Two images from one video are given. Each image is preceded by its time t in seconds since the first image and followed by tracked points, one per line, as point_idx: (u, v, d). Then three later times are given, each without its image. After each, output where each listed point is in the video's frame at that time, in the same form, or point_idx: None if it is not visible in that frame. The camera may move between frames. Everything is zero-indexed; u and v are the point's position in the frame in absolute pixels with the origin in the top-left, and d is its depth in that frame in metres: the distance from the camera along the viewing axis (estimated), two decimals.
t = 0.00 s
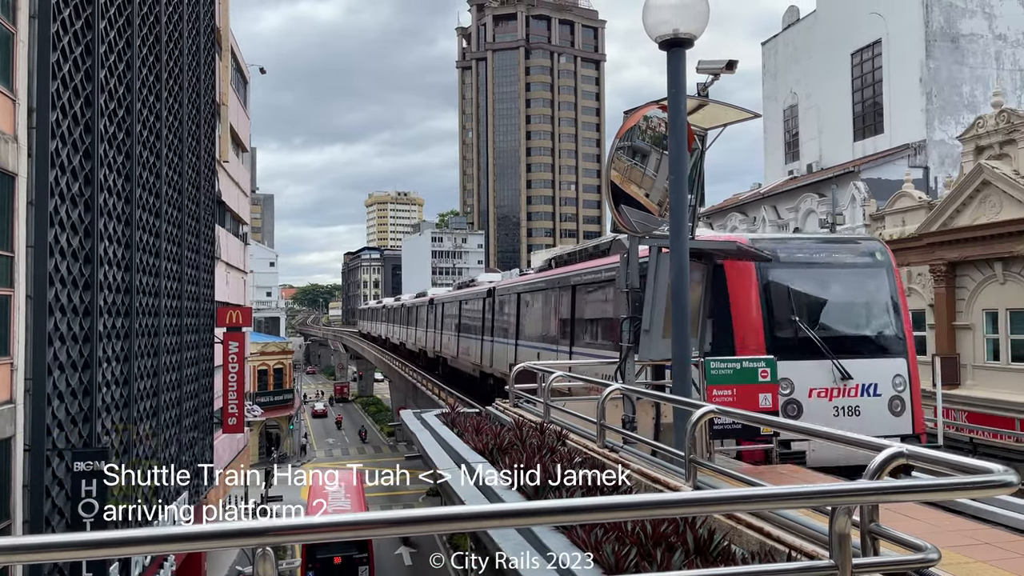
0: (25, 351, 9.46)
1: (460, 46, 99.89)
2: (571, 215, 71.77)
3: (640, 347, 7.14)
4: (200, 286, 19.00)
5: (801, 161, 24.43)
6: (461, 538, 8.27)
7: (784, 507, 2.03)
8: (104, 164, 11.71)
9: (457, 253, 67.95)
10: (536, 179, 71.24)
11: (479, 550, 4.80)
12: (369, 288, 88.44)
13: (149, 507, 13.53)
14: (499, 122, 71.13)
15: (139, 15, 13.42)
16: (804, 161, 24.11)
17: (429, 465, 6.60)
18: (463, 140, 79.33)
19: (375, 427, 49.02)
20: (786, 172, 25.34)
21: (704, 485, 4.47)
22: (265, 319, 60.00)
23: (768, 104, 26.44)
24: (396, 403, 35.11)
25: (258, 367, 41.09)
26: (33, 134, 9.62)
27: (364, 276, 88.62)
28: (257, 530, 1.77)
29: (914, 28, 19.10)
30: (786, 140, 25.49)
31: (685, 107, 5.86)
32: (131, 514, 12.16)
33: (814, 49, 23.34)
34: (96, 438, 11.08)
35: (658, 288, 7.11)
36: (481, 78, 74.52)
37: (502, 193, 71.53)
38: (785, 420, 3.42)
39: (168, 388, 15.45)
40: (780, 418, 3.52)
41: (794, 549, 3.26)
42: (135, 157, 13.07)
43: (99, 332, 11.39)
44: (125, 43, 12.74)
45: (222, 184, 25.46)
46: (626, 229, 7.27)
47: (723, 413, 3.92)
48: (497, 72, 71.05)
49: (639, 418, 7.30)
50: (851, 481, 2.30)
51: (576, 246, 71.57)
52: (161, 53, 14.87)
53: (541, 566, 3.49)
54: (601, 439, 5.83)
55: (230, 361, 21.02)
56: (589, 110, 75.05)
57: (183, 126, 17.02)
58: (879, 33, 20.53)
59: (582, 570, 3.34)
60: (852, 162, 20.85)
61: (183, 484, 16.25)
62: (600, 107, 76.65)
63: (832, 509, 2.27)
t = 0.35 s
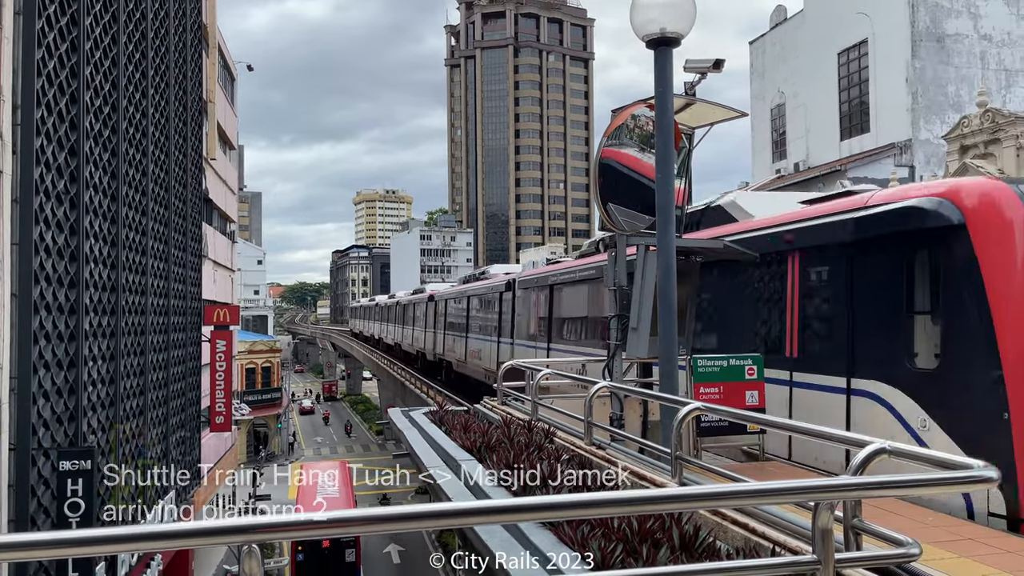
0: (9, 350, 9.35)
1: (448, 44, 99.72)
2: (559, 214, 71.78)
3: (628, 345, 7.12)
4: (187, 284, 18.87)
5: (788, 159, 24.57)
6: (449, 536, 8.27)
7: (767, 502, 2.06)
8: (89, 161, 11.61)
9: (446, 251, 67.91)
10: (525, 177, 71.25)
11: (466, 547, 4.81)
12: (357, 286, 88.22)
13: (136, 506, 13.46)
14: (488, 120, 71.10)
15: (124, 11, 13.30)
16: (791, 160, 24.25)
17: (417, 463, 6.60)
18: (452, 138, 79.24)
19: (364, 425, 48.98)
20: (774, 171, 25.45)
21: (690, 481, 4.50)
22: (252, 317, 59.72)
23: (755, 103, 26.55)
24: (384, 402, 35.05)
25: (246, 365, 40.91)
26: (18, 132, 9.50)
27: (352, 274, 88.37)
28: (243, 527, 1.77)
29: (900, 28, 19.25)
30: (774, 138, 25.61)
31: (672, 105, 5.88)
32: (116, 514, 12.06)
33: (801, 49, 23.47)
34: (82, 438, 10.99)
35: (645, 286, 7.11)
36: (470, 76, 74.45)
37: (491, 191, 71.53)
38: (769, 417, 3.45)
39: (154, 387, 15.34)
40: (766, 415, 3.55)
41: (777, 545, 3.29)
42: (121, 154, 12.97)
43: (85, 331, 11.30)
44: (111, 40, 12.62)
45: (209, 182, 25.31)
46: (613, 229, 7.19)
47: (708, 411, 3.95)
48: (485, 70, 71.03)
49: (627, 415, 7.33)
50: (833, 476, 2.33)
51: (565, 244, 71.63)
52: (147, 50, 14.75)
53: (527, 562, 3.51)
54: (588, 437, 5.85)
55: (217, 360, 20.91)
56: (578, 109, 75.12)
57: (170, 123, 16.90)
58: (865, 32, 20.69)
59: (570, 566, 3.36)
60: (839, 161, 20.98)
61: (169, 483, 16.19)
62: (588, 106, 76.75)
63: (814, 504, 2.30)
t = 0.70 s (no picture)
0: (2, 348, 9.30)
1: (442, 40, 99.50)
2: (553, 211, 71.77)
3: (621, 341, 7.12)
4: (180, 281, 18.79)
5: (781, 157, 24.61)
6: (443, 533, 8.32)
7: (758, 496, 2.07)
8: (82, 158, 11.54)
9: (440, 249, 67.82)
10: (519, 174, 71.24)
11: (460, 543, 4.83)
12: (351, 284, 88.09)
13: (129, 504, 13.44)
14: (482, 117, 71.04)
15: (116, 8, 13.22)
16: (784, 157, 24.29)
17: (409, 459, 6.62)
18: (446, 135, 79.16)
19: (358, 423, 49.02)
20: (767, 168, 25.47)
21: (681, 477, 4.53)
22: (246, 315, 59.67)
23: (749, 101, 26.52)
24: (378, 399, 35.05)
25: (240, 363, 40.82)
26: (9, 129, 9.44)
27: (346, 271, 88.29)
28: (237, 521, 1.78)
29: (893, 25, 19.31)
30: (768, 136, 25.64)
31: (665, 102, 5.90)
32: (108, 513, 12.06)
33: (795, 46, 23.49)
34: (75, 435, 10.98)
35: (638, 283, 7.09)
36: (464, 74, 74.39)
37: (485, 189, 71.53)
38: (763, 414, 3.46)
39: (147, 384, 15.28)
40: (760, 412, 3.56)
41: (768, 540, 3.32)
42: (113, 151, 12.90)
43: (77, 329, 11.25)
44: (103, 36, 12.54)
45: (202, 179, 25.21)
46: (607, 226, 7.19)
47: (701, 407, 3.97)
48: (479, 67, 70.99)
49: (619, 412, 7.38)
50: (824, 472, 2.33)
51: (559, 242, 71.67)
52: (139, 46, 14.65)
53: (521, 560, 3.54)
54: (581, 433, 5.87)
55: (210, 357, 20.87)
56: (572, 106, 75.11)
57: (163, 121, 16.82)
58: (858, 30, 20.74)
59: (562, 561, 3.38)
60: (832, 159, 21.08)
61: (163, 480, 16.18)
62: (583, 103, 76.72)
63: (803, 498, 2.30)
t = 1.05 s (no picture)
0: None
1: (439, 37, 99.36)
2: (551, 207, 71.77)
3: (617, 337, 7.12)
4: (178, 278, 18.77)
5: (778, 153, 24.61)
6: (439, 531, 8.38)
7: (750, 492, 2.09)
8: (78, 154, 11.53)
9: (437, 246, 67.78)
10: (516, 171, 71.25)
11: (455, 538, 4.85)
12: (349, 281, 88.06)
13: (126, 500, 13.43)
14: (479, 114, 70.96)
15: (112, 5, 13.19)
16: (781, 153, 24.30)
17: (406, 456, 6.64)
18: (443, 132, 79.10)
19: (355, 419, 49.11)
20: (764, 165, 25.50)
21: (677, 472, 4.55)
22: (243, 312, 59.66)
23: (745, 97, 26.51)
24: (376, 397, 35.09)
25: (236, 360, 40.79)
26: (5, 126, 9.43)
27: (343, 268, 88.28)
28: (233, 517, 1.79)
29: (890, 21, 19.33)
30: (764, 132, 25.65)
31: (661, 98, 5.90)
32: (106, 510, 12.05)
33: (792, 43, 23.49)
34: (72, 432, 10.98)
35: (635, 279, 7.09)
36: (460, 70, 74.32)
37: (482, 185, 71.50)
38: (760, 410, 3.46)
39: (144, 381, 15.27)
40: (756, 407, 3.57)
41: (763, 534, 3.33)
42: (109, 147, 12.87)
43: (74, 325, 11.24)
44: (98, 32, 12.52)
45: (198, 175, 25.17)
46: (604, 223, 7.20)
47: (697, 402, 3.98)
48: (476, 64, 70.94)
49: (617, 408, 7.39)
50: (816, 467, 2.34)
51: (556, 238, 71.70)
52: (135, 43, 14.61)
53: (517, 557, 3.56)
54: (577, 429, 5.89)
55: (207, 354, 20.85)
56: (569, 103, 75.06)
57: (159, 118, 16.79)
58: (855, 26, 20.76)
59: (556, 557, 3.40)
60: (828, 155, 21.13)
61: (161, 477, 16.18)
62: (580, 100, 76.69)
63: (797, 493, 2.32)
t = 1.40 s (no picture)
0: None
1: (436, 33, 99.11)
2: (549, 204, 71.70)
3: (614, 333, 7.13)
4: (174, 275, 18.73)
5: (775, 149, 24.60)
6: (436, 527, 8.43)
7: (745, 486, 2.10)
8: (74, 152, 11.51)
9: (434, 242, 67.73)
10: (513, 168, 71.21)
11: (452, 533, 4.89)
12: (346, 278, 88.02)
13: (122, 497, 13.43)
14: (476, 110, 70.88)
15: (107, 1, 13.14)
16: (778, 149, 24.29)
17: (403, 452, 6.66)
18: (440, 128, 79.01)
19: (353, 416, 49.15)
20: (761, 161, 25.50)
21: (671, 468, 4.57)
22: (240, 309, 59.64)
23: (743, 93, 26.44)
24: (374, 394, 35.11)
25: (234, 357, 40.84)
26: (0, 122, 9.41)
27: (341, 265, 88.24)
28: (230, 513, 1.80)
29: (887, 17, 19.32)
30: (761, 128, 25.64)
31: (656, 94, 5.90)
32: (104, 508, 12.07)
33: (789, 39, 23.47)
34: (69, 430, 10.98)
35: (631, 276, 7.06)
36: (457, 66, 74.22)
37: (479, 182, 71.44)
38: (758, 405, 3.46)
39: (141, 378, 15.25)
40: (752, 403, 3.58)
41: (757, 528, 3.35)
42: (106, 144, 12.85)
43: (70, 323, 11.22)
44: (94, 29, 12.48)
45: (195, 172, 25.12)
46: (600, 219, 7.22)
47: (693, 398, 3.99)
48: (473, 60, 70.85)
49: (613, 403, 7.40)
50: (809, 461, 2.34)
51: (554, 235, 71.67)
52: (131, 39, 14.57)
53: (512, 552, 3.61)
54: (574, 425, 5.91)
55: (205, 351, 20.85)
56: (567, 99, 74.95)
57: (155, 114, 16.74)
58: (852, 22, 20.74)
59: (551, 552, 3.43)
60: (826, 151, 21.15)
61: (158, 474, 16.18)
62: (578, 96, 76.59)
63: (791, 488, 2.33)
